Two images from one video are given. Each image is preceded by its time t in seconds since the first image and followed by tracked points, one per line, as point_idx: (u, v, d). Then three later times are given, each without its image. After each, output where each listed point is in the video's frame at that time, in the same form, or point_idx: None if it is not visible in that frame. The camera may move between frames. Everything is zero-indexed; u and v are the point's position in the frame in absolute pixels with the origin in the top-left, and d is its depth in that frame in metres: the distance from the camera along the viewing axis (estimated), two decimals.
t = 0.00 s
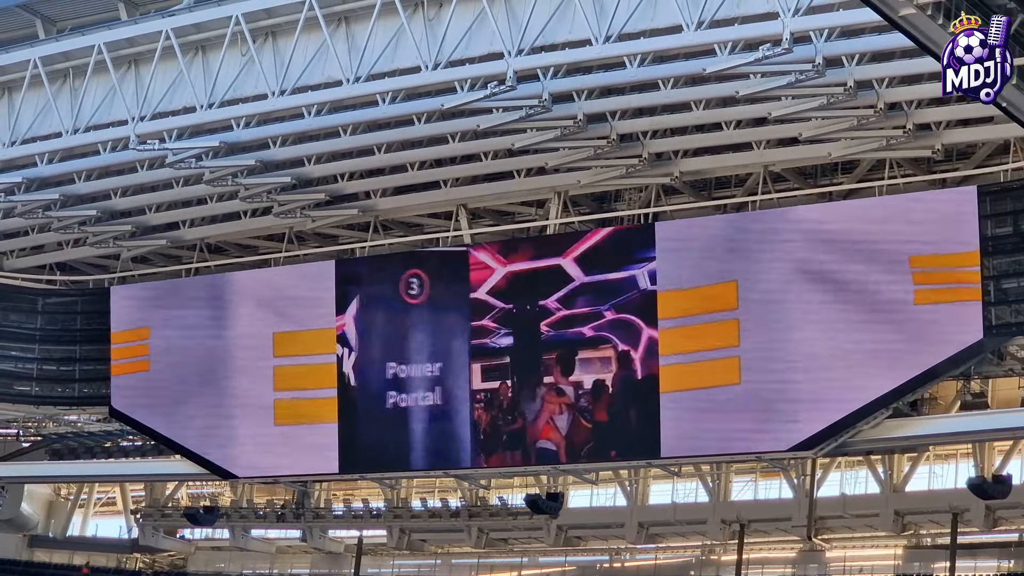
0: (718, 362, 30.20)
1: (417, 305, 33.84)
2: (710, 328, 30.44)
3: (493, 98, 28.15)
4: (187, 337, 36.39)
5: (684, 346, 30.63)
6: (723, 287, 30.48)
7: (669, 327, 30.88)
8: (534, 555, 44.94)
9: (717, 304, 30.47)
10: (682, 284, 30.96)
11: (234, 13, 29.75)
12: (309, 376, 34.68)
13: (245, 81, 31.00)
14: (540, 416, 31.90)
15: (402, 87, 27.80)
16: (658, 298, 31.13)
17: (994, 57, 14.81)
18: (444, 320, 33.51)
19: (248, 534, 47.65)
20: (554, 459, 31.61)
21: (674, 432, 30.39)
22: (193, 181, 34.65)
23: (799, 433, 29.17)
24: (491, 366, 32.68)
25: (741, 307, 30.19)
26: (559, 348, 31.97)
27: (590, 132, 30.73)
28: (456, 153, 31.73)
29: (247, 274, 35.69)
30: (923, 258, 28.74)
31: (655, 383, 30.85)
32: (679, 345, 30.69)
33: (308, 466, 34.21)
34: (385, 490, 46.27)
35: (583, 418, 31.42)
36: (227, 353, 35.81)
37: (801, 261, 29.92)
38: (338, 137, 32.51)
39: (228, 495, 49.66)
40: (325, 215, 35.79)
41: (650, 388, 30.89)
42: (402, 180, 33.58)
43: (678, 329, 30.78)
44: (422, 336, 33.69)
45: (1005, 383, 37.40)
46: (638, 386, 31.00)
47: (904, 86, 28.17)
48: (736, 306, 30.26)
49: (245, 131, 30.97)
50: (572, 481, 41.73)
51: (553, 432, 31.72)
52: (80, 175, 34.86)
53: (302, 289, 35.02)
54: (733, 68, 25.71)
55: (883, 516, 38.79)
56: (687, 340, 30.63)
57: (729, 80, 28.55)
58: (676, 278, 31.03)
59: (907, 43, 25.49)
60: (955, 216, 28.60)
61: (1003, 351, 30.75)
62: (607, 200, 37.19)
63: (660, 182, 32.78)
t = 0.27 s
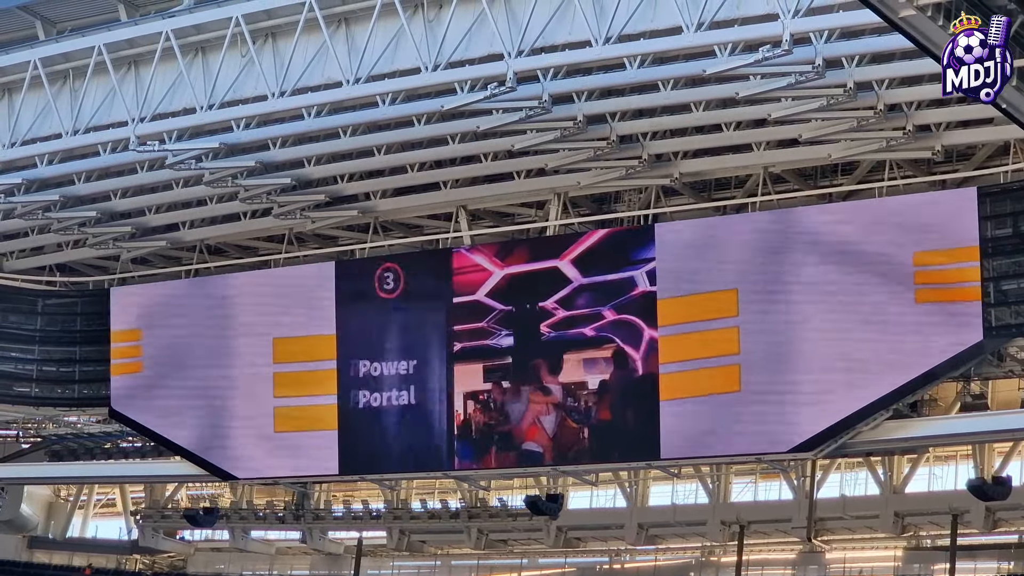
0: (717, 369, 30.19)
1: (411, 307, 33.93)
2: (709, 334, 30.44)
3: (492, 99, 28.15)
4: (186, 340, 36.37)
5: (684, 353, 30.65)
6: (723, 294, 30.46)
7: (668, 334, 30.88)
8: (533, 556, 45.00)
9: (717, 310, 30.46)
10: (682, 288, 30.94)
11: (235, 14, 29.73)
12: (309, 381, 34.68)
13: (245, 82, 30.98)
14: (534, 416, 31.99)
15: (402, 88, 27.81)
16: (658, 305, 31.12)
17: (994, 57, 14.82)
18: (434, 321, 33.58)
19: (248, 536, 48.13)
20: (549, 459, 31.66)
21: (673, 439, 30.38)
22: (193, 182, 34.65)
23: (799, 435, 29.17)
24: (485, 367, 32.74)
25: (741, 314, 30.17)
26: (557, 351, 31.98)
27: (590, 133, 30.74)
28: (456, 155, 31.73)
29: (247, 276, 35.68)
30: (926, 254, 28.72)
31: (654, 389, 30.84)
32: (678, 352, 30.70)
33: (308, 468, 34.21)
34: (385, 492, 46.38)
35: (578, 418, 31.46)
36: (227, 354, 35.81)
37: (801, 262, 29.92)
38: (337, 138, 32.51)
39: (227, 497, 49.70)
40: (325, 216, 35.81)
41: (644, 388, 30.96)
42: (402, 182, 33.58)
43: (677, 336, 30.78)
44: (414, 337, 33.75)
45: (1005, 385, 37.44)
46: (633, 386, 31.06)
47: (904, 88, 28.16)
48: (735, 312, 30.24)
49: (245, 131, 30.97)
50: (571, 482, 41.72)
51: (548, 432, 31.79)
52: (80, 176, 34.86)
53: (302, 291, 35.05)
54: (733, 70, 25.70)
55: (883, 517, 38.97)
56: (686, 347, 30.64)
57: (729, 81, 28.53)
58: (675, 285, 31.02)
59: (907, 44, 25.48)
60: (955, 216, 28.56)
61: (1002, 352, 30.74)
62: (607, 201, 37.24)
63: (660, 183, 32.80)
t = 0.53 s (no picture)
0: (718, 372, 30.20)
1: (390, 312, 34.14)
2: (709, 338, 30.44)
3: (492, 101, 28.16)
4: (186, 341, 36.40)
5: (684, 357, 30.65)
6: (723, 297, 30.44)
7: (668, 337, 30.89)
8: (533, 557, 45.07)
9: (716, 313, 30.44)
10: (683, 290, 30.94)
11: (235, 15, 29.73)
12: (309, 383, 34.67)
13: (246, 83, 31.01)
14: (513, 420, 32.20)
15: (402, 89, 27.83)
16: (659, 309, 31.12)
17: (994, 57, 14.82)
18: (410, 326, 33.88)
19: (248, 537, 48.33)
20: (528, 462, 31.87)
21: (673, 442, 30.40)
22: (194, 183, 34.67)
23: (799, 437, 29.18)
24: (466, 372, 32.97)
25: (741, 318, 30.15)
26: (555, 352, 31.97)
27: (590, 135, 30.74)
28: (456, 156, 31.74)
29: (247, 277, 35.71)
30: (927, 247, 28.73)
31: (654, 392, 30.85)
32: (678, 356, 30.71)
33: (308, 469, 34.23)
34: (386, 493, 46.47)
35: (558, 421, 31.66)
36: (227, 355, 35.82)
37: (801, 264, 29.92)
38: (338, 139, 32.51)
39: (228, 497, 49.77)
40: (325, 217, 35.83)
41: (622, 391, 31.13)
42: (403, 183, 33.60)
43: (678, 339, 30.78)
44: (400, 341, 33.91)
45: (1005, 385, 37.46)
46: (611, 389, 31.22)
47: (905, 89, 28.16)
48: (735, 315, 30.22)
49: (245, 133, 31.00)
50: (572, 483, 41.73)
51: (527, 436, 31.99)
52: (81, 177, 34.88)
53: (302, 292, 35.08)
54: (733, 71, 25.70)
55: (883, 518, 39.00)
56: (686, 351, 30.65)
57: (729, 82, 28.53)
58: (675, 288, 31.02)
59: (907, 45, 25.47)
60: (956, 217, 28.56)
61: (1002, 353, 30.72)
62: (608, 202, 37.31)
63: (660, 184, 32.81)
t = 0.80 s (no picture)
0: (718, 376, 30.16)
1: (379, 314, 34.23)
2: (709, 342, 30.42)
3: (492, 102, 28.16)
4: (187, 343, 36.41)
5: (684, 361, 30.63)
6: (723, 300, 30.43)
7: (668, 341, 30.86)
8: (533, 558, 45.10)
9: (717, 317, 30.43)
10: (683, 292, 30.93)
11: (235, 16, 29.72)
12: (309, 385, 34.64)
13: (246, 84, 31.03)
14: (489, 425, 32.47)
15: (401, 91, 27.84)
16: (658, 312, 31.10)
17: (994, 57, 14.83)
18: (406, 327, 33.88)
19: (248, 538, 48.39)
20: (505, 467, 32.18)
21: (674, 445, 30.39)
22: (194, 184, 34.69)
23: (799, 438, 29.17)
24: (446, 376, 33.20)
25: (741, 321, 30.14)
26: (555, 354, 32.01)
27: (590, 136, 30.74)
28: (456, 157, 31.74)
29: (248, 278, 35.72)
30: (928, 245, 28.71)
31: (654, 396, 30.82)
32: (678, 360, 30.68)
33: (308, 470, 34.25)
34: (386, 494, 46.51)
35: (534, 428, 31.97)
36: (227, 357, 35.83)
37: (801, 265, 29.93)
38: (338, 141, 32.51)
39: (229, 499, 49.79)
40: (325, 219, 35.84)
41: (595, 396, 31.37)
42: (403, 184, 33.62)
43: (678, 343, 30.76)
44: (397, 342, 33.92)
45: (1005, 387, 37.46)
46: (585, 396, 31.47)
47: (905, 90, 28.15)
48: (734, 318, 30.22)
49: (245, 134, 31.00)
50: (572, 484, 41.73)
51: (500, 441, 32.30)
52: (81, 178, 34.88)
53: (303, 294, 35.09)
54: (734, 71, 25.69)
55: (883, 519, 39.02)
56: (687, 354, 30.62)
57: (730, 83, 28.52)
58: (674, 291, 31.02)
59: (907, 46, 25.47)
60: (956, 218, 28.54)
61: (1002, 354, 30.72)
62: (608, 203, 37.39)
63: (660, 185, 32.83)
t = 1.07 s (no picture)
0: (717, 377, 30.13)
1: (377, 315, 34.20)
2: (708, 344, 30.40)
3: (493, 103, 28.16)
4: (187, 343, 36.41)
5: (683, 362, 30.60)
6: (723, 301, 30.42)
7: (668, 342, 30.84)
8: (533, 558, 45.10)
9: (716, 317, 30.42)
10: (683, 293, 30.92)
11: (235, 16, 29.73)
12: (309, 385, 34.64)
13: (246, 84, 31.04)
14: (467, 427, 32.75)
15: (401, 91, 27.84)
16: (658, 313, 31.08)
17: (994, 57, 14.83)
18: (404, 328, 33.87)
19: (248, 539, 48.41)
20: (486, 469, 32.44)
21: (674, 447, 30.34)
22: (194, 185, 34.69)
23: (799, 439, 29.15)
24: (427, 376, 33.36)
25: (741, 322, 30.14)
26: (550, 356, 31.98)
27: (590, 137, 30.72)
28: (456, 158, 31.72)
29: (248, 279, 35.72)
30: (927, 247, 28.72)
31: (654, 397, 30.79)
32: (678, 361, 30.65)
33: (308, 471, 34.25)
34: (386, 495, 46.52)
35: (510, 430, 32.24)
36: (227, 358, 35.83)
37: (800, 266, 29.92)
38: (338, 141, 32.51)
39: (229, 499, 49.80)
40: (325, 219, 35.85)
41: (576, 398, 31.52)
42: (403, 185, 33.62)
43: (677, 344, 30.74)
44: (394, 343, 33.91)
45: (1005, 388, 37.47)
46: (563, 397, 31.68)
47: (905, 91, 28.13)
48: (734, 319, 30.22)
49: (245, 135, 30.97)
50: (572, 485, 41.70)
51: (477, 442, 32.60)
52: (81, 179, 34.87)
53: (302, 294, 35.09)
54: (734, 72, 25.68)
55: (883, 520, 38.98)
56: (687, 355, 30.60)
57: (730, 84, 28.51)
58: (674, 292, 31.02)
59: (907, 47, 25.46)
60: (955, 218, 28.53)
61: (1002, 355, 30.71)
62: (608, 204, 37.43)
63: (660, 186, 32.83)
